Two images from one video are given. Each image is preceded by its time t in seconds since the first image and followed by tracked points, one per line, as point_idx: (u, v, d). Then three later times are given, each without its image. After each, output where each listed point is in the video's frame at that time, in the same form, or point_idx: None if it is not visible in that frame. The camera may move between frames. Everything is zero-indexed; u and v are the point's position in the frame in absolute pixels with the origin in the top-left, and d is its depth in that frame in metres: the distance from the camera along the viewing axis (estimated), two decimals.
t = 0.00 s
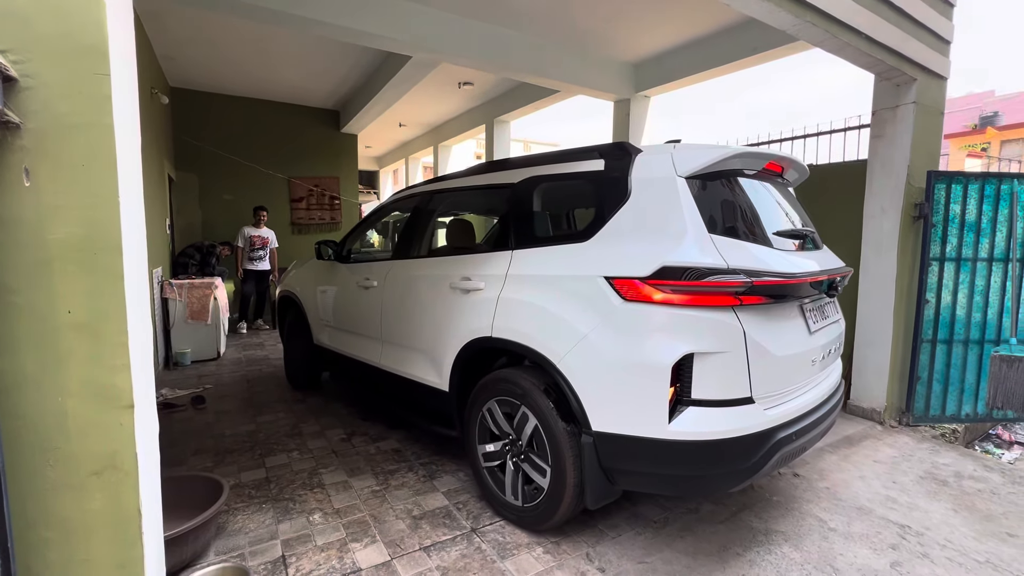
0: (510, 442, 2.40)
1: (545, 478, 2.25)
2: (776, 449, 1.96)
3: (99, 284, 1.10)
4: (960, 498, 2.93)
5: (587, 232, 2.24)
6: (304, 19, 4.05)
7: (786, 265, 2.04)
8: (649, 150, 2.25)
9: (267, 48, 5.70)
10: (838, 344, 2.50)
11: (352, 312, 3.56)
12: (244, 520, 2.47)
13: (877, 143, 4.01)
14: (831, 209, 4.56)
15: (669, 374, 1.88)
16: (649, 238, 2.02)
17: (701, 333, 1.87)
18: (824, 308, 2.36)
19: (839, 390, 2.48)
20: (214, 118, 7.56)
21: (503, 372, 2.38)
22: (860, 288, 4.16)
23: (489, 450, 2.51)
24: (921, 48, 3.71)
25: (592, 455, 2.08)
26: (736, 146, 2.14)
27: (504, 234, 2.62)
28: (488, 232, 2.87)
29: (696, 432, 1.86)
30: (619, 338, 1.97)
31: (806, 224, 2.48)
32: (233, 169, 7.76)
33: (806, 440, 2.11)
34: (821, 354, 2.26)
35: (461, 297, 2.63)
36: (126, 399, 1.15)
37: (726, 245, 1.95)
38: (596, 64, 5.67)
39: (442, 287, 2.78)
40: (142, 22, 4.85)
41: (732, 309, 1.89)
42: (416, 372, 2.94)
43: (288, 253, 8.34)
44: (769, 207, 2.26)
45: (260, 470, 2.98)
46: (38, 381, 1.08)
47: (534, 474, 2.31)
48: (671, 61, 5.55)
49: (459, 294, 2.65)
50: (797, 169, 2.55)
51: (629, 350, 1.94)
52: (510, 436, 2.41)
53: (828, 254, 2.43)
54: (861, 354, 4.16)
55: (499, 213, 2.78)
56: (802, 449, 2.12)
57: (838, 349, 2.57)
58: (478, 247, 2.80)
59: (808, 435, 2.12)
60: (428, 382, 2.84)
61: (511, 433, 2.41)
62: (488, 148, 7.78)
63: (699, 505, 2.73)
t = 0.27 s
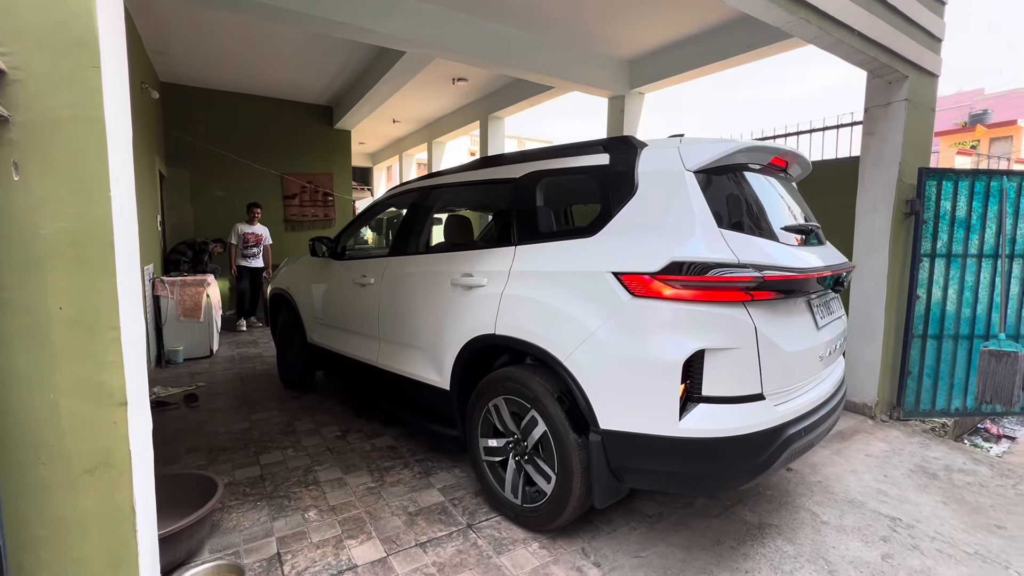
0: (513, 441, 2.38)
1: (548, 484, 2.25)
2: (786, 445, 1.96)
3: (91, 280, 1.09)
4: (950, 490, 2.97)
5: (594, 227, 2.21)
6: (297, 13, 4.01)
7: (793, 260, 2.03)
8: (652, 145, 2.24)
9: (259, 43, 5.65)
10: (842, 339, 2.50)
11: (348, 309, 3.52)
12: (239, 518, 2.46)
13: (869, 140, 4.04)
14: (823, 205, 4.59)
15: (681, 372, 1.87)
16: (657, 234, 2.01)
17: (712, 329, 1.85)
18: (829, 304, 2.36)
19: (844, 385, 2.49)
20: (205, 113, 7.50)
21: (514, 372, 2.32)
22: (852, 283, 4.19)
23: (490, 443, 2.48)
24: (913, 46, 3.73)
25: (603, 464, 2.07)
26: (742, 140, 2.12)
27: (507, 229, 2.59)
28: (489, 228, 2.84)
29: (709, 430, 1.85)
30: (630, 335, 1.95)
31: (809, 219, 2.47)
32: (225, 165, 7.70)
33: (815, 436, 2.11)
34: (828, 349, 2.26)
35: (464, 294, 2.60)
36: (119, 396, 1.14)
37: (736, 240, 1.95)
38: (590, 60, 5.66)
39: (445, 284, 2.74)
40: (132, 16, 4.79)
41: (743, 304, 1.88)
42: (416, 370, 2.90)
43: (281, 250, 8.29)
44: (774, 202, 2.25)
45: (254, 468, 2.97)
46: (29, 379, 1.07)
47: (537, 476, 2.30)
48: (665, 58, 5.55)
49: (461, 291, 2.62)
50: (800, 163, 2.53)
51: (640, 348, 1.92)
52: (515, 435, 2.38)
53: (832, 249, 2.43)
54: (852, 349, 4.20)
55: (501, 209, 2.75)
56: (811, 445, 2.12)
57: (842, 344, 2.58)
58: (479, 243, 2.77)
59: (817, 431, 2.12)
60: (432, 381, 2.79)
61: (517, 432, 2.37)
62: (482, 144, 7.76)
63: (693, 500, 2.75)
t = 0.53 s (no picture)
0: (517, 441, 2.36)
1: (552, 488, 2.24)
2: (793, 444, 1.97)
3: (82, 276, 1.08)
4: (940, 484, 3.00)
5: (599, 224, 2.20)
6: (289, 8, 3.98)
7: (800, 257, 2.03)
8: (656, 140, 2.22)
9: (250, 38, 5.61)
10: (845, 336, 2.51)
11: (344, 308, 3.49)
12: (233, 516, 2.45)
13: (861, 137, 4.07)
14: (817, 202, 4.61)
15: (690, 371, 1.86)
16: (663, 231, 2.00)
17: (722, 328, 1.85)
18: (835, 300, 2.37)
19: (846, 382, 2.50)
20: (196, 110, 7.42)
21: (523, 373, 2.28)
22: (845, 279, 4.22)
23: (494, 439, 2.46)
24: (904, 43, 3.75)
25: (610, 471, 2.06)
26: (746, 137, 2.12)
27: (508, 226, 2.57)
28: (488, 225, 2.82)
29: (717, 429, 1.86)
30: (637, 334, 1.95)
31: (813, 215, 2.46)
32: (217, 162, 7.63)
33: (820, 434, 2.13)
34: (833, 346, 2.27)
35: (465, 292, 2.58)
36: (112, 393, 1.13)
37: (744, 236, 1.95)
38: (584, 57, 5.65)
39: (445, 283, 2.71)
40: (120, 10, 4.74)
41: (752, 302, 1.88)
42: (416, 370, 2.88)
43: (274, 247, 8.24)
44: (778, 198, 2.24)
45: (248, 466, 2.96)
46: (20, 378, 1.06)
47: (539, 478, 2.30)
48: (659, 55, 5.55)
49: (462, 289, 2.60)
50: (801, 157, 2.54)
51: (648, 347, 1.92)
52: (519, 434, 2.36)
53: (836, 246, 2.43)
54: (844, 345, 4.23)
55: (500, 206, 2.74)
56: (816, 443, 2.14)
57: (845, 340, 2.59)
58: (477, 240, 2.75)
59: (822, 429, 2.14)
60: (432, 381, 2.77)
61: (522, 432, 2.35)
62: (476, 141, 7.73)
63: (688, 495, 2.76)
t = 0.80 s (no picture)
0: (513, 438, 2.36)
1: (547, 485, 2.25)
2: (787, 440, 1.99)
3: (73, 274, 1.07)
4: (931, 478, 3.03)
5: (594, 222, 2.20)
6: (281, 4, 3.95)
7: (794, 255, 2.04)
8: (653, 138, 2.22)
9: (243, 34, 5.56)
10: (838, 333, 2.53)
11: (339, 307, 3.48)
12: (227, 515, 2.44)
13: (854, 135, 4.09)
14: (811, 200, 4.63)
15: (685, 368, 1.87)
16: (660, 229, 1.99)
17: (716, 325, 1.86)
18: (828, 298, 2.38)
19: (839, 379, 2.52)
20: (188, 107, 7.36)
21: (519, 370, 2.28)
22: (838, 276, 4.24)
23: (489, 435, 2.46)
24: (897, 41, 3.77)
25: (605, 468, 2.07)
26: (740, 135, 2.13)
27: (503, 224, 2.56)
28: (483, 223, 2.82)
29: (713, 426, 1.87)
30: (632, 333, 1.95)
31: (806, 213, 2.46)
32: (208, 159, 7.57)
33: (813, 431, 2.15)
34: (826, 343, 2.29)
35: (461, 290, 2.57)
36: (104, 392, 1.12)
37: (739, 235, 1.95)
38: (578, 54, 5.65)
39: (440, 282, 2.70)
40: (111, 6, 4.69)
41: (747, 301, 1.89)
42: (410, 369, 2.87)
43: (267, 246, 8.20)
44: (773, 196, 2.25)
45: (243, 465, 2.95)
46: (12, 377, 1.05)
47: (534, 475, 2.30)
48: (654, 52, 5.56)
49: (458, 287, 2.59)
50: (796, 155, 2.55)
51: (644, 345, 1.92)
52: (514, 432, 2.36)
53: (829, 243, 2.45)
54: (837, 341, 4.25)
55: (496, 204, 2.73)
56: (809, 440, 2.16)
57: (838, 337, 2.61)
58: (473, 238, 2.74)
59: (815, 425, 2.16)
60: (427, 380, 2.77)
61: (518, 429, 2.35)
62: (470, 139, 7.71)
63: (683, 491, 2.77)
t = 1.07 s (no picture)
0: (511, 437, 2.35)
1: (545, 485, 2.25)
2: (786, 435, 2.00)
3: (65, 272, 1.06)
4: (924, 474, 3.06)
5: (593, 218, 2.19)
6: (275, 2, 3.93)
7: (791, 250, 2.05)
8: (650, 134, 2.23)
9: (236, 32, 5.53)
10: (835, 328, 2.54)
11: (334, 305, 3.46)
12: (223, 515, 2.43)
13: (848, 134, 4.11)
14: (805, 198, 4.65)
15: (684, 363, 1.87)
16: (659, 224, 1.99)
17: (716, 320, 1.86)
18: (825, 294, 2.39)
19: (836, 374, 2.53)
20: (181, 105, 7.31)
21: (519, 370, 2.26)
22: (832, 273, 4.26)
23: (488, 433, 2.45)
24: (891, 40, 3.79)
25: (605, 467, 2.08)
26: (737, 131, 2.14)
27: (501, 221, 2.55)
28: (480, 220, 2.81)
29: (713, 421, 1.87)
30: (631, 328, 1.95)
31: (803, 210, 2.47)
32: (201, 156, 7.52)
33: (811, 425, 2.16)
34: (824, 338, 2.30)
35: (458, 287, 2.56)
36: (97, 391, 1.11)
37: (737, 230, 1.95)
38: (573, 52, 5.65)
39: (436, 279, 2.69)
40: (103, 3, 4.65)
41: (745, 295, 1.89)
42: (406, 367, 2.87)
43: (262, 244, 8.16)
44: (770, 193, 2.26)
45: (238, 464, 2.93)
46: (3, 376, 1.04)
47: (532, 475, 2.30)
48: (649, 51, 5.56)
49: (455, 284, 2.58)
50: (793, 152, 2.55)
51: (643, 341, 1.92)
52: (513, 430, 2.36)
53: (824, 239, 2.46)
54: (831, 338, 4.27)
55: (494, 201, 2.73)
56: (807, 434, 2.17)
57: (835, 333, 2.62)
58: (471, 235, 2.74)
59: (813, 420, 2.17)
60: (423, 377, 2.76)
61: (516, 428, 2.34)
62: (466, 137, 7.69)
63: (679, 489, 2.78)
